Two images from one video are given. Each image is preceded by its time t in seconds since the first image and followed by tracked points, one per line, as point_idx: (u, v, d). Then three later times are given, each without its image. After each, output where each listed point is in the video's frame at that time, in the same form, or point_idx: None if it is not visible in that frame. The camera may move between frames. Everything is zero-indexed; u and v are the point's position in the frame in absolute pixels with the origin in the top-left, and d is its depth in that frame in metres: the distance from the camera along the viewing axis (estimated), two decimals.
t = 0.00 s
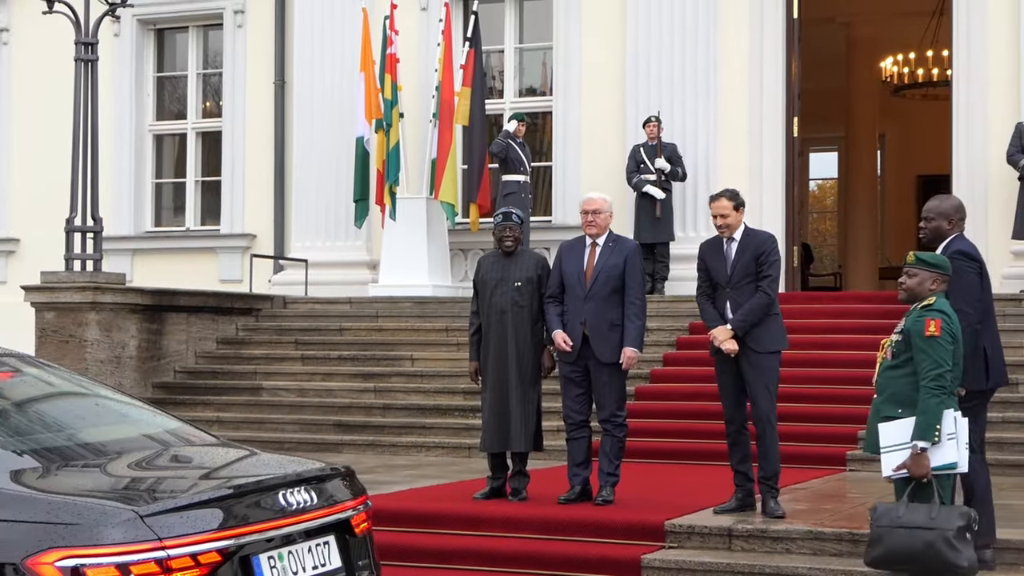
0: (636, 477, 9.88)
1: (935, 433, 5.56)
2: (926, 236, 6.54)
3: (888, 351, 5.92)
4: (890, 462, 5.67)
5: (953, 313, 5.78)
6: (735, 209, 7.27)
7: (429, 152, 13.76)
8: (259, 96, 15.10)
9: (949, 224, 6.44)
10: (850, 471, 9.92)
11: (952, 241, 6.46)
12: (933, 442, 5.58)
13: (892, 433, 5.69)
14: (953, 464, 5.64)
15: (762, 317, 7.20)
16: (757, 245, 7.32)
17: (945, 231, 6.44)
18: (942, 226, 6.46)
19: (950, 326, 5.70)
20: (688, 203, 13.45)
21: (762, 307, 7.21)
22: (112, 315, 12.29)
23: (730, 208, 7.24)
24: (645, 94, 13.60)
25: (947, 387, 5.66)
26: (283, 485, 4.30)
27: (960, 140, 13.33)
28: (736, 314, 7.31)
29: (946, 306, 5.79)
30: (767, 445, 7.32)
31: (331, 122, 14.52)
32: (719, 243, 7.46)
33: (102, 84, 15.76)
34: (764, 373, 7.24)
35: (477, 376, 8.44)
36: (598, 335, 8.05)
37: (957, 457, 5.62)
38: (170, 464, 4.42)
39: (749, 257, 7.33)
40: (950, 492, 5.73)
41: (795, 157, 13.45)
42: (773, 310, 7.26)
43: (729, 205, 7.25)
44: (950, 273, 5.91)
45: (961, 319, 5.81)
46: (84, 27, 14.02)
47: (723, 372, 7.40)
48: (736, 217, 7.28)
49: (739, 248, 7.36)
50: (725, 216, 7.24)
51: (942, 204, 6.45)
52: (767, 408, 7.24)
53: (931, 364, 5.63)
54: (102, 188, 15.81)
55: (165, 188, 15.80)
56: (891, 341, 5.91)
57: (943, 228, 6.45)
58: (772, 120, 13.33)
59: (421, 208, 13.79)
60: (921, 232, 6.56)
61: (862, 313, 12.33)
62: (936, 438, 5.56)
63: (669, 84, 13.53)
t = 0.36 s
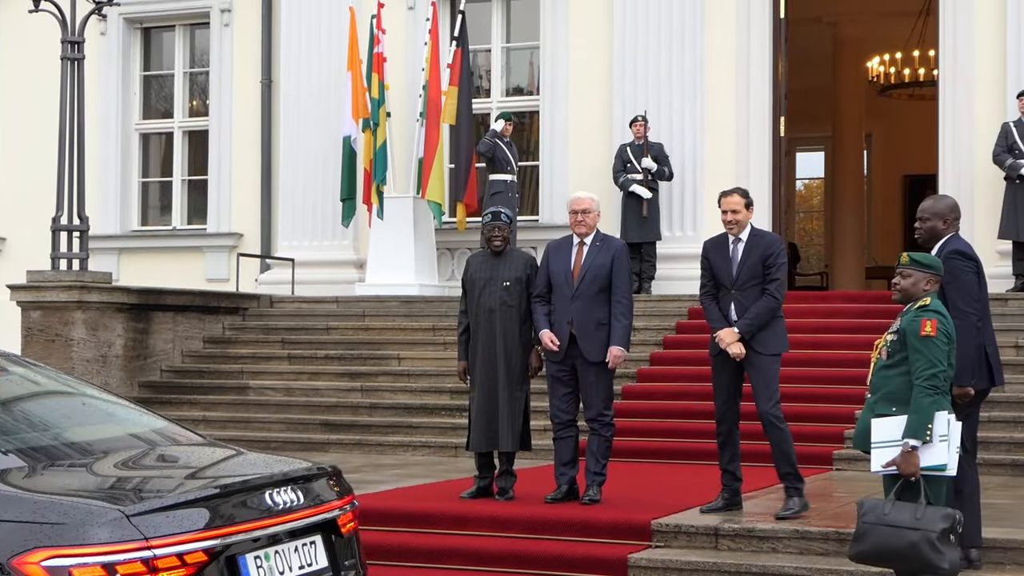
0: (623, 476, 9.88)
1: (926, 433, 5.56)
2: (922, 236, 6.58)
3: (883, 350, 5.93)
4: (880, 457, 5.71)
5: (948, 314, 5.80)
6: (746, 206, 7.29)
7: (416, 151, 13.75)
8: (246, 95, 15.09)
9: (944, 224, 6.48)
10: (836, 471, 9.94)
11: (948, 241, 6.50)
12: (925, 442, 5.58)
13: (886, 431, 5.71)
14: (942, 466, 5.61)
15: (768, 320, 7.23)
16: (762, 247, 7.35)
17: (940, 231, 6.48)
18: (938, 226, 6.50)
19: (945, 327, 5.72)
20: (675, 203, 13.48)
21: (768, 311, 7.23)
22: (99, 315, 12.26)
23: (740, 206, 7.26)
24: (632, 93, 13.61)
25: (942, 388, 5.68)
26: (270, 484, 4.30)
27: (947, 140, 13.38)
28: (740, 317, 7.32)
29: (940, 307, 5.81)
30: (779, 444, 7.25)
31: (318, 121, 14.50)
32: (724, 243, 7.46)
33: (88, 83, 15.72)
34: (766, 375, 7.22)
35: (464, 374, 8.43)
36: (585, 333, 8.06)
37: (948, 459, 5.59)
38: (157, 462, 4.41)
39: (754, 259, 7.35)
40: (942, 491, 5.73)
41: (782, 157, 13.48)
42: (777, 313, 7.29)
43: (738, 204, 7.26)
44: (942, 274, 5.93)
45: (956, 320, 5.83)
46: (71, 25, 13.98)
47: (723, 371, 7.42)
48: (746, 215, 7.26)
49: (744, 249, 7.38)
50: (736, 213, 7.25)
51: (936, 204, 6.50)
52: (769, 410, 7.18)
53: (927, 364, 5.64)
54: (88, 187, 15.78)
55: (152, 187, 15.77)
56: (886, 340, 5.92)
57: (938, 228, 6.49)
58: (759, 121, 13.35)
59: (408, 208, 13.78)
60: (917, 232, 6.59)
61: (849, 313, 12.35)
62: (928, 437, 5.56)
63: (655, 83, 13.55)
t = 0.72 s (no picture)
0: (617, 476, 9.89)
1: (927, 433, 5.57)
2: (925, 233, 6.61)
3: (883, 350, 5.95)
4: (882, 459, 5.70)
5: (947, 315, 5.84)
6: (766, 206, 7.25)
7: (409, 150, 13.74)
8: (239, 94, 15.08)
9: (949, 221, 6.53)
10: (830, 470, 9.95)
11: (952, 238, 6.54)
12: (925, 442, 5.59)
13: (885, 431, 5.72)
14: (943, 466, 5.62)
15: (783, 323, 7.09)
16: (785, 246, 7.21)
17: (945, 228, 6.52)
18: (943, 223, 6.54)
19: (945, 328, 5.75)
20: (668, 203, 13.49)
21: (784, 312, 7.09)
22: (92, 314, 12.26)
23: (758, 204, 7.25)
24: (626, 92, 13.62)
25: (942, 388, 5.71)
26: (263, 483, 4.30)
27: (939, 139, 13.41)
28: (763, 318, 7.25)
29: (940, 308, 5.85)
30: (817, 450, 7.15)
31: (311, 120, 14.50)
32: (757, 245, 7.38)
33: (81, 82, 15.70)
34: (794, 381, 7.12)
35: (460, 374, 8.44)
36: (581, 332, 8.06)
37: (948, 458, 5.60)
38: (151, 462, 4.41)
39: (775, 260, 7.23)
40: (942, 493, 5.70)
41: (776, 156, 13.52)
42: (801, 313, 7.13)
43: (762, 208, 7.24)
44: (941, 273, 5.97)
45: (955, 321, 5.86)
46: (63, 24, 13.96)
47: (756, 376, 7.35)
48: (763, 214, 7.24)
49: (770, 250, 7.28)
50: (752, 211, 7.25)
51: (941, 201, 6.54)
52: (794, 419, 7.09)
53: (927, 364, 5.68)
54: (81, 186, 15.76)
55: (145, 186, 15.75)
56: (886, 340, 5.94)
57: (943, 224, 6.52)
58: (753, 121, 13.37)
59: (401, 207, 13.78)
60: (920, 229, 6.63)
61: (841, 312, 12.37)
62: (928, 438, 5.58)
63: (649, 83, 13.56)
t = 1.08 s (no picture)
0: (611, 475, 9.89)
1: (937, 434, 5.65)
2: (920, 232, 6.62)
3: (891, 351, 6.02)
4: (893, 460, 5.77)
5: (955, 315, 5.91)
6: (795, 203, 7.16)
7: (404, 151, 13.74)
8: (233, 92, 15.08)
9: (941, 221, 6.53)
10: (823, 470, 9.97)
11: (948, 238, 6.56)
12: (936, 443, 5.67)
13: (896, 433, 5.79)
14: (955, 467, 5.72)
15: (793, 322, 7.08)
16: (801, 245, 7.13)
17: (939, 228, 6.53)
18: (936, 222, 6.55)
19: (953, 328, 5.82)
20: (663, 202, 13.48)
21: (794, 313, 7.07)
22: (86, 314, 12.26)
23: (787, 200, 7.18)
24: (621, 91, 13.62)
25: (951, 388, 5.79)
26: (255, 484, 4.30)
27: (934, 138, 13.41)
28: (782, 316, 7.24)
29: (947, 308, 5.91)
30: (840, 445, 7.07)
31: (305, 120, 14.50)
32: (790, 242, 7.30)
33: (75, 81, 15.70)
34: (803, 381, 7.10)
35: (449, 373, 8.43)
36: (574, 332, 8.07)
37: (960, 459, 5.71)
38: (143, 462, 4.41)
39: (791, 259, 7.15)
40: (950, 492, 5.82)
41: (770, 156, 13.54)
42: (813, 313, 7.08)
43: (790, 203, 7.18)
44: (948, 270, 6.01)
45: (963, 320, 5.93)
46: (57, 24, 13.95)
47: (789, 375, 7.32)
48: (791, 210, 7.16)
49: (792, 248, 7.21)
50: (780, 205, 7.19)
51: (936, 201, 6.53)
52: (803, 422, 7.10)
53: (936, 365, 5.74)
54: (76, 186, 15.75)
55: (139, 186, 15.74)
56: (894, 343, 6.01)
57: (938, 224, 6.53)
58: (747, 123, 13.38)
59: (396, 207, 13.77)
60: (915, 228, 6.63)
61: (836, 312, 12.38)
62: (939, 438, 5.65)
63: (643, 83, 13.56)
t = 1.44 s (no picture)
0: (603, 475, 9.89)
1: (952, 441, 5.67)
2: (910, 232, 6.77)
3: (902, 357, 6.07)
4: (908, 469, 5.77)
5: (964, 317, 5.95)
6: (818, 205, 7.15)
7: (395, 151, 13.75)
8: (224, 92, 15.08)
9: (927, 222, 6.66)
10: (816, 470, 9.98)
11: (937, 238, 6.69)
12: (951, 450, 5.68)
13: (910, 440, 5.83)
14: (971, 474, 5.72)
15: (830, 324, 7.03)
16: (830, 247, 7.08)
17: (926, 228, 6.67)
18: (923, 223, 6.68)
19: (962, 331, 5.86)
20: (654, 202, 13.48)
21: (832, 315, 7.02)
22: (77, 314, 12.23)
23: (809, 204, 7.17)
24: (612, 91, 13.62)
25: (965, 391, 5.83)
26: (229, 483, 4.29)
27: (925, 138, 13.43)
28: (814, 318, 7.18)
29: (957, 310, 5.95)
30: (863, 452, 7.12)
31: (297, 120, 14.50)
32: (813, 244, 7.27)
33: (66, 81, 15.69)
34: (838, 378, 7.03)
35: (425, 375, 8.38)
36: (565, 331, 8.05)
37: (976, 466, 5.70)
38: (118, 462, 4.39)
39: (821, 261, 7.12)
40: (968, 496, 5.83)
41: (761, 156, 13.56)
42: (851, 314, 7.03)
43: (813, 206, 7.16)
44: (955, 271, 6.05)
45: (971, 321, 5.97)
46: (49, 23, 13.92)
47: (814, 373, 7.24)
48: (815, 213, 7.16)
49: (819, 250, 7.16)
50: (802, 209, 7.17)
51: (923, 201, 6.67)
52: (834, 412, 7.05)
53: (947, 371, 5.78)
54: (66, 186, 15.74)
55: (131, 186, 15.73)
56: (904, 348, 6.06)
57: (924, 224, 6.67)
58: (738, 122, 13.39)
59: (387, 207, 13.77)
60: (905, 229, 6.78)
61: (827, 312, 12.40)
62: (954, 446, 5.67)
63: (635, 83, 13.57)
